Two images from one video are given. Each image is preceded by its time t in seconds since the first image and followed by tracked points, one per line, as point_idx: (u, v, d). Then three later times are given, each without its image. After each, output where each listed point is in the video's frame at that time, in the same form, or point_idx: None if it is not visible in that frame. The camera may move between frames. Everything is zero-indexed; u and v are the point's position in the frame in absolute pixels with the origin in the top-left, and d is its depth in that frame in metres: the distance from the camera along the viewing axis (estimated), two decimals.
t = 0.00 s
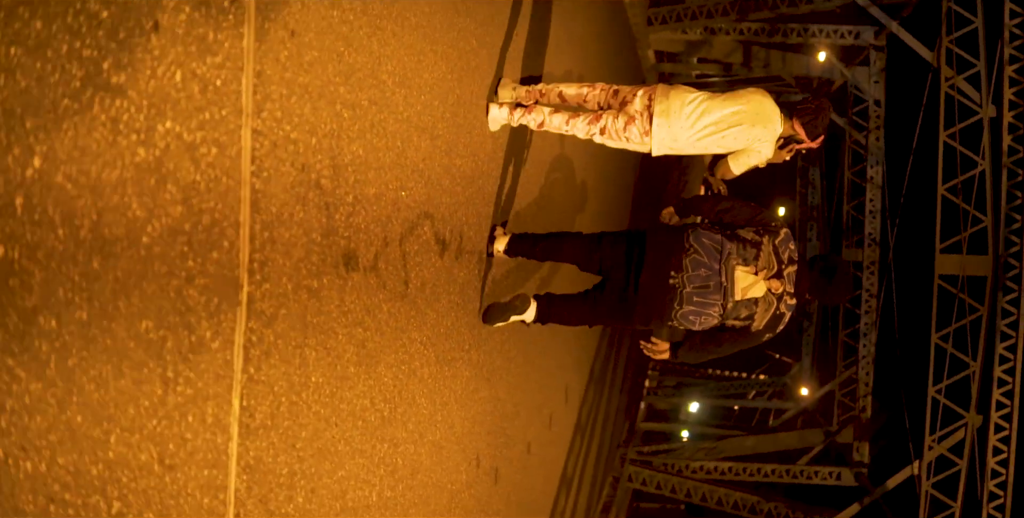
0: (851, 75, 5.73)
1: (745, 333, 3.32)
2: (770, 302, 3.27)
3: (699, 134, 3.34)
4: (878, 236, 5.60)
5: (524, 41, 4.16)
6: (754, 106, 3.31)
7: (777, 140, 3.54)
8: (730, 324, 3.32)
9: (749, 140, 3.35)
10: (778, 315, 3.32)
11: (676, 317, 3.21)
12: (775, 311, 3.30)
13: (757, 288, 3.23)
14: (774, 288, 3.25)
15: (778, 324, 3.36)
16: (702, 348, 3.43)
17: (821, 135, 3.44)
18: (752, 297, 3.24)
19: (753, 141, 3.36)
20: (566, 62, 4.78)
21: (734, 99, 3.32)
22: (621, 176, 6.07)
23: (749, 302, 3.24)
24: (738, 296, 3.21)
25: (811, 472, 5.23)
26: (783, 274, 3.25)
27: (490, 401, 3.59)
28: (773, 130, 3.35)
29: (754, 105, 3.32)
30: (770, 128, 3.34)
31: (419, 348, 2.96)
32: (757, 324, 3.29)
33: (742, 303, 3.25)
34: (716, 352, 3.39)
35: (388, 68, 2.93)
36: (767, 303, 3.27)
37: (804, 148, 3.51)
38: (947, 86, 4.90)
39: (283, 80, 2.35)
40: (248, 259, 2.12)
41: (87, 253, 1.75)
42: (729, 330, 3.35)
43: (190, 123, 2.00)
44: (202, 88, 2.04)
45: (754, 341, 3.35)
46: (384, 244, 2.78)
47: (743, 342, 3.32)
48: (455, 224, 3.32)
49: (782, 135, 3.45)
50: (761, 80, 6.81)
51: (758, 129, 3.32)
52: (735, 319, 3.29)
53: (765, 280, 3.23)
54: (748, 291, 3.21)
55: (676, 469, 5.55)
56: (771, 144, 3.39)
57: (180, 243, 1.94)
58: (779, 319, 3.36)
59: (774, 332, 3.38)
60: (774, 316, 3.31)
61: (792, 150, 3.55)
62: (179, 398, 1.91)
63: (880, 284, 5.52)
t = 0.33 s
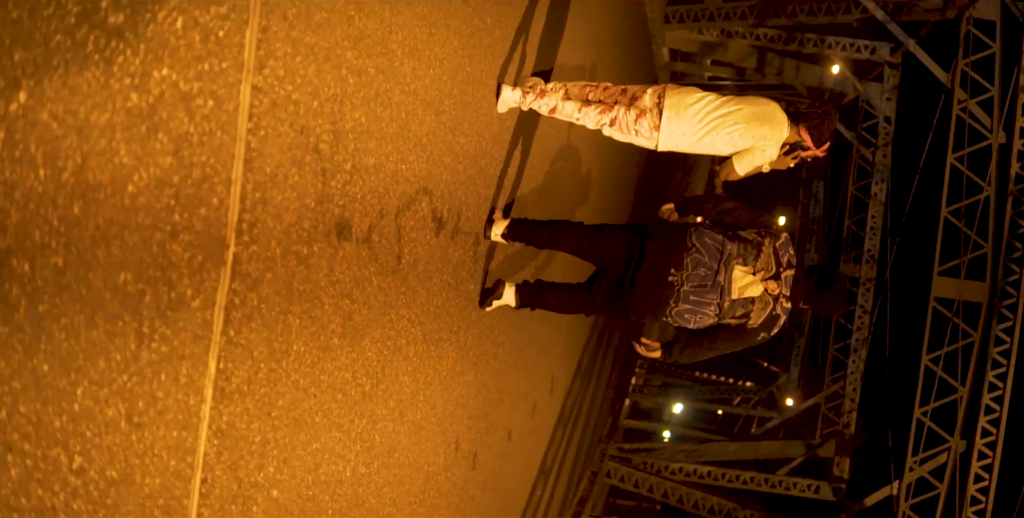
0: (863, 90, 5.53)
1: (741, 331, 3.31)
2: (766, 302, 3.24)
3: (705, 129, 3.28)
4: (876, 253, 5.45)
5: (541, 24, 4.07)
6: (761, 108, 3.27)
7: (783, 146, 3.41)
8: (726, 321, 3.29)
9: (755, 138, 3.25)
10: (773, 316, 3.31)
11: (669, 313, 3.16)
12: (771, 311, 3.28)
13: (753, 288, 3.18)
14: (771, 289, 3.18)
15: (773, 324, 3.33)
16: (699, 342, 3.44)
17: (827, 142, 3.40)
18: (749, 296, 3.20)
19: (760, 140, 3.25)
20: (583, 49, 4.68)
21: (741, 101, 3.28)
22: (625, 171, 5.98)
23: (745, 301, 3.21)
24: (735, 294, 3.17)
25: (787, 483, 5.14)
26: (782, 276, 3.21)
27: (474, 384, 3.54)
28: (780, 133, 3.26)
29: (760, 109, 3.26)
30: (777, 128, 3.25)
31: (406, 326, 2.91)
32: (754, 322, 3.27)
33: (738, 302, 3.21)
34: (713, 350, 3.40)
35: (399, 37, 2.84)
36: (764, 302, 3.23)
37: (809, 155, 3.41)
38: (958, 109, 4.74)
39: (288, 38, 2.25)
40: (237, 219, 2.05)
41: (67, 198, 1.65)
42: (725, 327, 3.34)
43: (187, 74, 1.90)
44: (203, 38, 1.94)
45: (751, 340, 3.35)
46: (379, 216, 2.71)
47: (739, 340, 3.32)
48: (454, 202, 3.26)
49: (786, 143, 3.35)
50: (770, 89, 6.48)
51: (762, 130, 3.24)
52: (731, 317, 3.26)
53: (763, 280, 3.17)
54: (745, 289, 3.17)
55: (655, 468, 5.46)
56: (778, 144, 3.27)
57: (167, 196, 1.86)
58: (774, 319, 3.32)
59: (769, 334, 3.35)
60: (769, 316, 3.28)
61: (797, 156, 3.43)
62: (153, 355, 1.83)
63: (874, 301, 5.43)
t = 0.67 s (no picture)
0: (874, 105, 5.31)
1: (729, 335, 3.31)
2: (756, 310, 3.21)
3: (710, 127, 3.21)
4: (873, 270, 5.31)
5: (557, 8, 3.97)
6: (765, 113, 3.23)
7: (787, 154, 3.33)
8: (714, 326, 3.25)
9: (759, 140, 3.18)
10: (762, 324, 3.30)
11: (659, 314, 3.13)
12: (760, 320, 3.27)
13: (745, 296, 3.12)
14: (762, 298, 3.17)
15: (761, 332, 3.31)
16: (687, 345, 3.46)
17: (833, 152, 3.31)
18: (739, 301, 3.14)
19: (764, 141, 3.18)
20: (598, 39, 4.59)
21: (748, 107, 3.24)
22: (629, 168, 5.91)
23: (735, 308, 3.16)
24: (726, 301, 3.12)
25: (766, 492, 5.06)
26: (773, 286, 3.19)
27: (459, 369, 3.48)
28: (785, 139, 3.19)
29: (767, 116, 3.22)
30: (782, 131, 3.19)
31: (392, 304, 2.85)
32: (743, 327, 3.24)
33: (728, 308, 3.16)
34: (703, 354, 3.43)
35: (409, 8, 2.75)
36: (754, 309, 3.20)
37: (813, 165, 3.34)
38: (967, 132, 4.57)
39: None
40: (224, 181, 1.97)
41: (45, 143, 1.55)
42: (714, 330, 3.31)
43: (184, 24, 1.81)
44: None
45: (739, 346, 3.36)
46: (374, 190, 2.64)
47: (727, 344, 3.33)
48: (452, 182, 3.18)
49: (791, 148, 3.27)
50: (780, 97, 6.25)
51: (768, 134, 3.18)
52: (719, 322, 3.21)
53: (755, 290, 3.14)
54: (736, 296, 3.11)
55: (633, 466, 5.40)
56: (783, 147, 3.19)
57: (151, 150, 1.78)
58: (762, 328, 3.31)
59: (756, 342, 3.34)
60: (757, 324, 3.28)
61: (801, 165, 3.35)
62: (124, 313, 1.76)
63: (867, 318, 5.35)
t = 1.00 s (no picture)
0: (882, 124, 5.24)
1: (706, 348, 3.39)
2: (734, 328, 3.21)
3: (715, 131, 3.15)
4: (868, 289, 5.20)
5: None
6: (771, 120, 3.19)
7: (791, 166, 3.27)
8: (693, 338, 3.27)
9: (764, 147, 3.14)
10: (739, 342, 3.33)
11: (641, 318, 3.14)
12: (737, 338, 3.28)
13: (726, 312, 3.12)
14: (743, 318, 3.15)
15: (738, 350, 3.36)
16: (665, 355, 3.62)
17: (836, 167, 3.23)
18: (719, 319, 3.16)
19: (768, 149, 3.14)
20: (613, 35, 4.49)
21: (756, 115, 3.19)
22: (634, 165, 5.83)
23: (716, 324, 3.18)
24: (707, 315, 3.13)
25: (743, 502, 4.97)
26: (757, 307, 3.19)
27: (441, 352, 3.42)
28: (790, 150, 3.14)
29: (773, 126, 3.17)
30: (788, 140, 3.14)
31: (377, 281, 2.80)
32: (719, 343, 3.26)
33: (708, 322, 3.17)
34: (678, 366, 3.63)
35: None
36: (733, 327, 3.21)
37: (816, 179, 3.28)
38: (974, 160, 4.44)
39: None
40: (208, 139, 1.90)
41: (19, 81, 1.49)
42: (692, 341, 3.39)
43: None
44: None
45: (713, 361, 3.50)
46: (367, 163, 2.57)
47: (699, 358, 3.50)
48: (448, 162, 3.11)
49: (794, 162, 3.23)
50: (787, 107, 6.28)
51: (772, 143, 3.13)
52: (698, 335, 3.24)
53: (738, 308, 3.13)
54: (717, 312, 3.11)
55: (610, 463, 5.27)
56: (786, 157, 3.14)
57: (131, 99, 1.71)
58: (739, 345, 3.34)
59: (732, 359, 3.42)
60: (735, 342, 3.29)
61: (804, 179, 3.29)
62: (90, 266, 1.70)
63: (856, 337, 5.24)
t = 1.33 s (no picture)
0: (890, 145, 5.10)
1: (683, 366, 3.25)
2: (714, 351, 3.13)
3: (722, 139, 3.09)
4: (861, 308, 5.10)
5: None
6: (778, 134, 3.12)
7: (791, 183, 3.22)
8: (673, 355, 3.21)
9: (768, 159, 3.06)
10: (717, 365, 3.22)
11: (624, 328, 3.13)
12: (716, 360, 3.18)
13: (707, 333, 3.05)
14: (724, 339, 3.08)
15: (714, 371, 3.25)
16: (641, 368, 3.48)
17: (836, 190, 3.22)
18: (700, 339, 3.09)
19: (772, 161, 3.06)
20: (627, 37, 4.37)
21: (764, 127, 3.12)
22: (636, 165, 5.73)
23: (696, 343, 3.10)
24: (688, 333, 3.07)
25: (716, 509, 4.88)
26: (739, 330, 3.11)
27: (423, 333, 3.37)
28: (793, 165, 3.07)
29: (781, 141, 3.09)
30: (792, 156, 3.07)
31: (362, 254, 2.75)
32: (697, 364, 3.18)
33: (688, 340, 3.10)
34: (649, 380, 3.51)
35: None
36: (712, 348, 3.12)
37: (815, 199, 3.24)
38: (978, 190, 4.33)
39: None
40: (195, 92, 1.86)
41: None
42: (669, 359, 3.32)
43: None
44: None
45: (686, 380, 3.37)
46: (363, 133, 2.52)
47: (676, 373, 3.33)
48: (448, 142, 3.05)
49: (796, 180, 3.17)
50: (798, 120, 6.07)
51: (776, 156, 3.05)
52: (678, 353, 3.18)
53: (720, 329, 3.06)
54: (698, 332, 3.06)
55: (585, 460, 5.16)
56: (788, 172, 3.07)
57: (116, 43, 1.66)
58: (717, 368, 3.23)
59: (707, 378, 3.28)
60: (712, 364, 3.19)
61: (803, 196, 3.25)
62: (61, 212, 1.65)
63: (843, 358, 5.16)
